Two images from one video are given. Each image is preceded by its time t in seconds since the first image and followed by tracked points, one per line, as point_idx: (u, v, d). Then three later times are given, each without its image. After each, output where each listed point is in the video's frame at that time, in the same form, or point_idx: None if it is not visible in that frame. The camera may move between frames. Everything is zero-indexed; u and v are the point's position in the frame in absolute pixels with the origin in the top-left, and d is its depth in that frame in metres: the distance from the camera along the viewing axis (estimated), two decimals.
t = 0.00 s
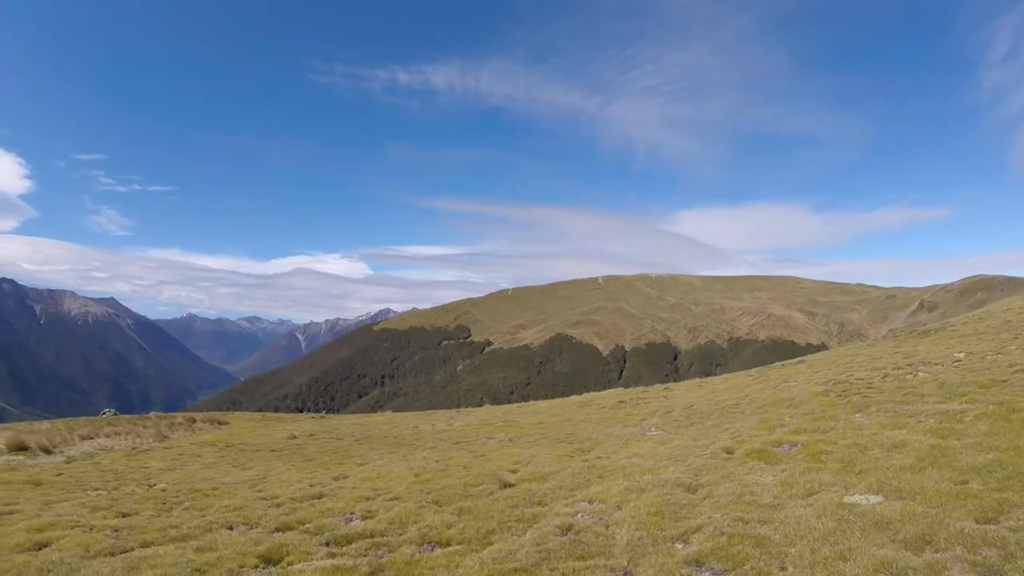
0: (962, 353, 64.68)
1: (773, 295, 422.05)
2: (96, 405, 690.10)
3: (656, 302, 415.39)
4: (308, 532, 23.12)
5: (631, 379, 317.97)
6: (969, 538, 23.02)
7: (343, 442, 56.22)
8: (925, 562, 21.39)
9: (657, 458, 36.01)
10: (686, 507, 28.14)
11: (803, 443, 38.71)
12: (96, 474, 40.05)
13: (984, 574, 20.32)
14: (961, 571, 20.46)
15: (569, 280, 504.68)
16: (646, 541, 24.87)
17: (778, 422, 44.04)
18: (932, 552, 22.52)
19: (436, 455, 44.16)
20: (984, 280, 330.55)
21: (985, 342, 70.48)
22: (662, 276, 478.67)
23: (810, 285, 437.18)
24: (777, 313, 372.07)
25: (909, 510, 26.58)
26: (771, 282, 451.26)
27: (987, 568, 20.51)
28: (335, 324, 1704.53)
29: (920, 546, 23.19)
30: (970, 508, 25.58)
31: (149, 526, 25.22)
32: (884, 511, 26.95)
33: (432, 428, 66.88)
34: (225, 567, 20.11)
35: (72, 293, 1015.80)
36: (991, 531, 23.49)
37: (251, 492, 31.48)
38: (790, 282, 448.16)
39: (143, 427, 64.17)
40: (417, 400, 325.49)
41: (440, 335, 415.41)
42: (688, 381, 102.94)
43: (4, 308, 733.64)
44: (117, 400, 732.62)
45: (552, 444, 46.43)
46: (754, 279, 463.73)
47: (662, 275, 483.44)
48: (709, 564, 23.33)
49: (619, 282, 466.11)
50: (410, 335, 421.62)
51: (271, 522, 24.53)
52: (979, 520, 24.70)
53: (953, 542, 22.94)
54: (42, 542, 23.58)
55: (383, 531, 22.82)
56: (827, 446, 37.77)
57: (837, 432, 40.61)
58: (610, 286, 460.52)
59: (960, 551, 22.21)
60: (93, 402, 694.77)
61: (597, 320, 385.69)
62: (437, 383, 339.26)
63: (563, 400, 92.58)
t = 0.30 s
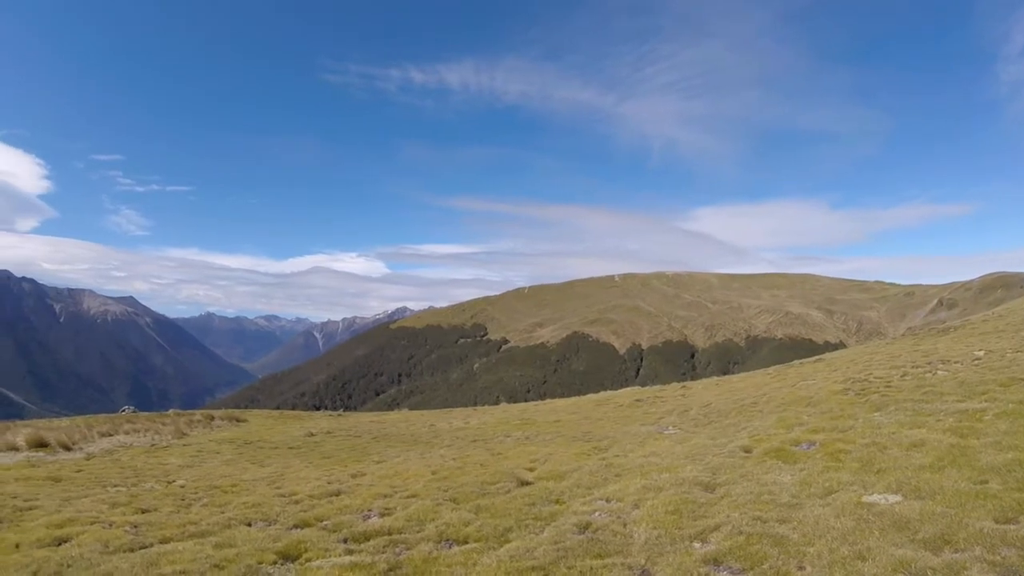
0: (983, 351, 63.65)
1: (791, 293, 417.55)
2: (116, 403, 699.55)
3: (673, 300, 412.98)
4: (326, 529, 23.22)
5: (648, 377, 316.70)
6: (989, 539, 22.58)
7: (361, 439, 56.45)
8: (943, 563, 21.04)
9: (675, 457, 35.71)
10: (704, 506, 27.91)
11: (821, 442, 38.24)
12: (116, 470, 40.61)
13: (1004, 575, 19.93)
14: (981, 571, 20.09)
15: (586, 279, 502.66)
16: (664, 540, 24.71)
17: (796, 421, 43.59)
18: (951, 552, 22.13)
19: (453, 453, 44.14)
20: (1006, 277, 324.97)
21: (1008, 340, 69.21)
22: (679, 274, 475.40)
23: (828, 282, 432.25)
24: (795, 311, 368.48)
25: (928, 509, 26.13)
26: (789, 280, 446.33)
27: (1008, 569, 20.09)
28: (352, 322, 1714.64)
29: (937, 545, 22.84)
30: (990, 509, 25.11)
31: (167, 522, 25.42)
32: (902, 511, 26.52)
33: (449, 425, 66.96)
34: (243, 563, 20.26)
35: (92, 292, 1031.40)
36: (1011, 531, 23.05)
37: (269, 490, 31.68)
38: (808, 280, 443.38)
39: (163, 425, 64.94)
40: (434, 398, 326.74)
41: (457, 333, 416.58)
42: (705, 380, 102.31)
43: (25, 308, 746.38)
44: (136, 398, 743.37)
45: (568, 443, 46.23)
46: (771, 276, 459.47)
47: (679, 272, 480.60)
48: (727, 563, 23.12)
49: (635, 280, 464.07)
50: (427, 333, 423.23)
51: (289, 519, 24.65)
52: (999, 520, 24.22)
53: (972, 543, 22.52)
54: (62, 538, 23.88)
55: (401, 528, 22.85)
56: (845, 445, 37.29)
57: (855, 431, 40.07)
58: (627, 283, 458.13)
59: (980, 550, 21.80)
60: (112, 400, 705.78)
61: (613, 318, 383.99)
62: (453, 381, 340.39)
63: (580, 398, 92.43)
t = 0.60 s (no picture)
0: (1005, 349, 62.53)
1: (810, 289, 412.76)
2: (136, 399, 709.62)
3: (691, 296, 410.37)
4: (346, 523, 23.33)
5: (666, 374, 315.47)
6: (1011, 539, 22.12)
7: (379, 435, 56.75)
8: (963, 562, 20.71)
9: (693, 453, 35.49)
10: (723, 502, 27.69)
11: (841, 439, 37.82)
12: (137, 466, 41.17)
13: None
14: (1001, 571, 19.77)
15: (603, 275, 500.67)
16: (683, 536, 24.54)
17: (816, 418, 43.12)
18: (972, 552, 21.76)
19: (472, 448, 44.28)
20: None
21: None
22: (697, 269, 471.81)
23: (848, 278, 426.71)
24: (815, 307, 364.46)
25: (950, 508, 25.68)
26: (808, 276, 441.00)
27: None
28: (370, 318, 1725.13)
29: (958, 545, 22.46)
30: (1014, 509, 24.59)
31: (188, 517, 25.70)
32: (922, 510, 26.11)
33: (467, 421, 67.13)
34: (263, 557, 20.41)
35: (113, 291, 1048.60)
36: None
37: (289, 484, 31.96)
38: (828, 276, 438.07)
39: (184, 420, 65.88)
40: (452, 393, 328.42)
41: (475, 329, 417.45)
42: (725, 376, 101.52)
43: (45, 306, 763.41)
44: (156, 394, 754.78)
45: (587, 439, 46.18)
46: (790, 272, 454.59)
47: (696, 268, 477.22)
48: (746, 560, 22.93)
49: (653, 275, 461.55)
50: (445, 329, 424.62)
51: (308, 514, 24.81)
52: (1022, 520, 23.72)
53: (993, 543, 22.12)
54: (83, 532, 24.20)
55: (420, 523, 22.91)
56: (866, 443, 36.80)
57: (876, 428, 39.56)
58: (645, 279, 455.43)
59: (1001, 550, 21.37)
60: (133, 396, 717.08)
61: (631, 314, 382.31)
62: (471, 377, 341.61)
63: (598, 394, 92.21)
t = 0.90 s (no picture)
0: None
1: (833, 285, 406.91)
2: (160, 397, 719.76)
3: (713, 292, 407.00)
4: (369, 519, 23.43)
5: (688, 370, 313.66)
6: None
7: (401, 431, 57.06)
8: (989, 563, 20.28)
9: (716, 450, 35.13)
10: (747, 500, 27.41)
11: (865, 437, 37.21)
12: (161, 462, 41.73)
13: None
14: None
15: (622, 271, 498.26)
16: (705, 534, 24.36)
17: (840, 416, 42.51)
18: (997, 553, 21.30)
19: (493, 444, 44.29)
20: None
21: None
22: (719, 265, 467.31)
23: (871, 275, 420.31)
24: (838, 304, 359.63)
25: (974, 509, 25.18)
26: (831, 272, 434.62)
27: None
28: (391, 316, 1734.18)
29: (983, 546, 22.02)
30: None
31: (211, 513, 25.92)
32: (946, 509, 25.66)
33: (488, 417, 67.28)
34: (286, 552, 20.58)
35: (137, 291, 1066.87)
36: None
37: (312, 480, 32.22)
38: (851, 272, 431.82)
39: (208, 416, 66.81)
40: (473, 390, 329.36)
41: (496, 325, 417.89)
42: (749, 372, 100.52)
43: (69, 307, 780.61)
44: (179, 391, 768.12)
45: (608, 436, 45.96)
46: (812, 268, 448.85)
47: (717, 264, 472.98)
48: (770, 559, 22.63)
49: (674, 271, 458.42)
50: (466, 326, 425.72)
51: (330, 509, 25.01)
52: None
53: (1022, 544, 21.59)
54: (108, 527, 24.56)
55: (442, 519, 22.96)
56: (890, 441, 36.20)
57: (900, 427, 38.91)
58: (666, 275, 452.00)
59: None
60: (157, 393, 730.39)
61: (653, 311, 380.01)
62: (492, 373, 342.36)
63: (620, 391, 91.83)
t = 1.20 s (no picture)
0: None
1: (860, 284, 400.63)
2: (186, 397, 729.59)
3: (738, 292, 402.90)
4: (394, 519, 23.52)
5: (714, 371, 311.18)
6: None
7: (426, 432, 57.30)
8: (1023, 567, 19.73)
9: (742, 453, 34.74)
10: (773, 504, 27.00)
11: (894, 439, 36.48)
12: (187, 462, 42.26)
13: None
14: None
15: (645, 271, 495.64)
16: (733, 537, 24.03)
17: (867, 418, 41.80)
18: None
19: (517, 446, 44.25)
20: None
21: None
22: (744, 265, 462.54)
23: (898, 273, 412.78)
24: (864, 303, 354.00)
25: (1005, 512, 24.56)
26: (858, 271, 427.68)
27: None
28: (415, 317, 1743.17)
29: (1014, 550, 21.45)
30: None
31: (238, 512, 26.19)
32: (977, 512, 25.01)
33: (512, 418, 67.27)
34: (312, 552, 20.58)
35: (165, 293, 1086.25)
36: None
37: (338, 480, 32.37)
38: (877, 271, 424.39)
39: (234, 417, 67.63)
40: (497, 391, 329.86)
41: (521, 326, 417.89)
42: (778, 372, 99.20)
43: (97, 309, 796.69)
44: (207, 391, 780.66)
45: (633, 438, 45.60)
46: (838, 267, 441.97)
47: (742, 264, 468.10)
48: (797, 563, 22.29)
49: (699, 271, 454.76)
50: (491, 327, 426.24)
51: (356, 509, 25.10)
52: None
53: None
54: (135, 526, 24.80)
55: (467, 520, 22.94)
56: (919, 442, 35.45)
57: (929, 428, 38.12)
58: (691, 275, 448.46)
59: None
60: (183, 393, 743.45)
61: (678, 312, 377.49)
62: (516, 374, 342.56)
63: (645, 392, 91.35)
